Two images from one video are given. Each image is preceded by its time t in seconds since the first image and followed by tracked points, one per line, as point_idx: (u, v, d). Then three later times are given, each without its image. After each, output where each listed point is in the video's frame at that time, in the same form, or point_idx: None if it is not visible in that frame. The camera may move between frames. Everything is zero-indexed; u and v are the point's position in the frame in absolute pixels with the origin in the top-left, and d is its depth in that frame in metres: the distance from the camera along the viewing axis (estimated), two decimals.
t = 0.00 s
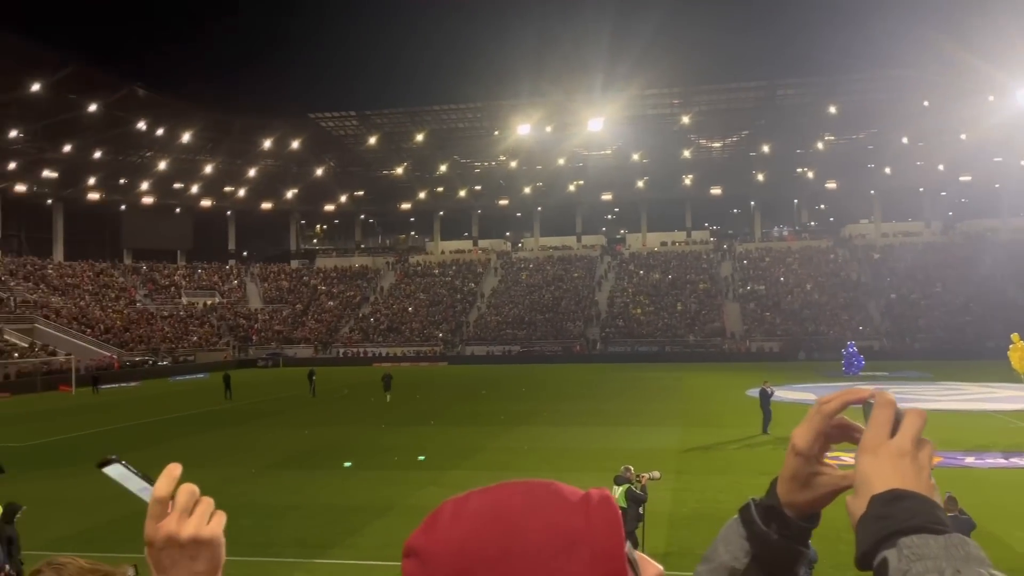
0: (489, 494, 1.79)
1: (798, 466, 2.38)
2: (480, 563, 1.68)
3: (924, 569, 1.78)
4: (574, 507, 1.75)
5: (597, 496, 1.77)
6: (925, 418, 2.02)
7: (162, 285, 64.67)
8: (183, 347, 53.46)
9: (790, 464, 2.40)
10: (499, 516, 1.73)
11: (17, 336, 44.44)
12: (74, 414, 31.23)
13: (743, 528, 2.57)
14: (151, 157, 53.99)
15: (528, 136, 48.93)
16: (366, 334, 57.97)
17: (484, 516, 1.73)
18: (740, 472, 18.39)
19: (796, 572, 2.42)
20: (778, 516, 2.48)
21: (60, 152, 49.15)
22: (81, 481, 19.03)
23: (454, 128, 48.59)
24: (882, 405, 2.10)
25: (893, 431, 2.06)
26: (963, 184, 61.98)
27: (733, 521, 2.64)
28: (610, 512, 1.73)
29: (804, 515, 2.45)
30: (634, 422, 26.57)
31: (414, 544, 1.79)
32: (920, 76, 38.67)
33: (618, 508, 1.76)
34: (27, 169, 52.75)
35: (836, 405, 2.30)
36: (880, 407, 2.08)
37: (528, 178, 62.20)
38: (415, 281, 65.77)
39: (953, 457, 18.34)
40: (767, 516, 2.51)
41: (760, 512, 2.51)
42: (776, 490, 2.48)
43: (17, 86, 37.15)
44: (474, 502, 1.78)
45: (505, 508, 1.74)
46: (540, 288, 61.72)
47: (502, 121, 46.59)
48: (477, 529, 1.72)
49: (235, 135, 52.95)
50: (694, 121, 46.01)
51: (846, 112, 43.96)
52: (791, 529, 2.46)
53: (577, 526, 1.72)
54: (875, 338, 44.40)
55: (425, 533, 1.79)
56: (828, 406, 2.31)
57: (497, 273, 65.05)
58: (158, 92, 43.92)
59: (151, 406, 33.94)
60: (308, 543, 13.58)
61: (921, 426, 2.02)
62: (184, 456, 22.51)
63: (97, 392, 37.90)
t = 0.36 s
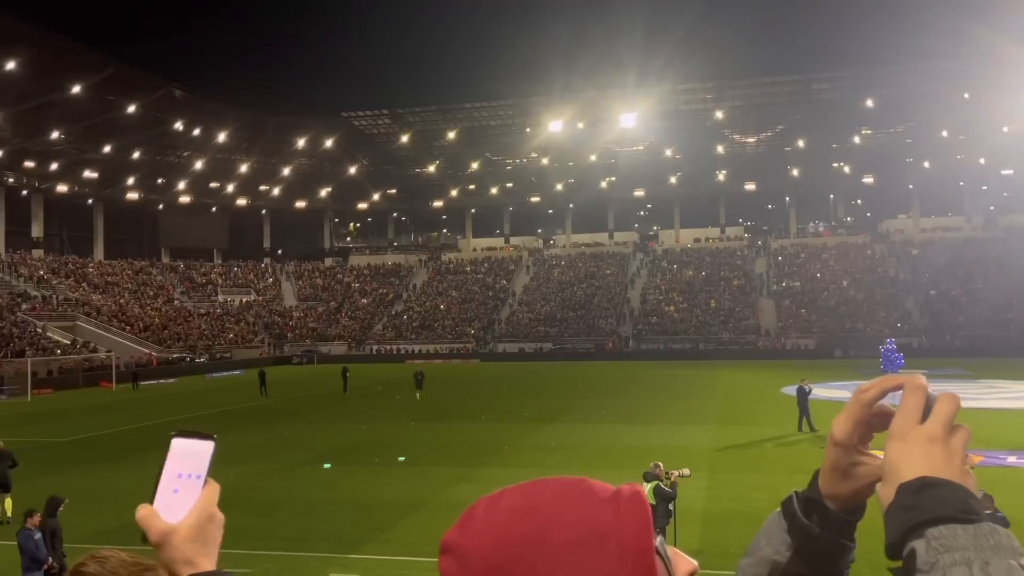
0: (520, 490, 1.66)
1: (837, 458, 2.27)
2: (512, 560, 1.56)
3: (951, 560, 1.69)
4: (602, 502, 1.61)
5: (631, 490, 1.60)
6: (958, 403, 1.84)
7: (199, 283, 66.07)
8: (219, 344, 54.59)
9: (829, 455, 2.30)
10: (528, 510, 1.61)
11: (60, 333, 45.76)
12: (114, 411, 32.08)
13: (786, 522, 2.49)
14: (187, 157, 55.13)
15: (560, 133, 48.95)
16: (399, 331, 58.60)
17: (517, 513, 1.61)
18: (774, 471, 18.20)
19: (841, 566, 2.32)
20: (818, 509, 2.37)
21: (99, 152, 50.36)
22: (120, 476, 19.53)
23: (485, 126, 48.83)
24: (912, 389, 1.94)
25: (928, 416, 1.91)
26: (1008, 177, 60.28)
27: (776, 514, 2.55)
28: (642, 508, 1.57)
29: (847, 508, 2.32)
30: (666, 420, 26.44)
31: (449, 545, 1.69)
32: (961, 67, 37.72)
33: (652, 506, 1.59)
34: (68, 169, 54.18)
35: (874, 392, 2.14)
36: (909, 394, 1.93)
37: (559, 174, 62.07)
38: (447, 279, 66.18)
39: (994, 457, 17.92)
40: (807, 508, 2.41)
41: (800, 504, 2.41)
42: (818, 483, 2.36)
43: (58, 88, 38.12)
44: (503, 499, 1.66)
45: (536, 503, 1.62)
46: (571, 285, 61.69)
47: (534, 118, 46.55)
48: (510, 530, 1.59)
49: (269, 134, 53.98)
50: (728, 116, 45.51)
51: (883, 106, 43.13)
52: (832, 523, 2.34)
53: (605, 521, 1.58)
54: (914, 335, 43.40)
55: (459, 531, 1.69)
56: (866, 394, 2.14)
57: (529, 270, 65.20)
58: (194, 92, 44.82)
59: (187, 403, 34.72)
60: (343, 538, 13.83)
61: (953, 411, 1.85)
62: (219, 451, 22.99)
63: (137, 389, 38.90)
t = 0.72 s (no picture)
0: (558, 487, 1.69)
1: (886, 444, 2.08)
2: (552, 555, 1.60)
3: (993, 551, 1.54)
4: (639, 496, 1.63)
5: (667, 483, 1.63)
6: (1005, 380, 1.66)
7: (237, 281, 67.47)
8: (256, 342, 55.68)
9: (877, 441, 2.11)
10: (568, 504, 1.64)
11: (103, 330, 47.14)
12: (155, 407, 32.97)
13: (835, 511, 2.27)
14: (225, 157, 56.32)
15: (594, 129, 48.90)
16: (433, 328, 59.13)
17: (553, 508, 1.64)
18: (812, 469, 17.94)
19: (892, 559, 2.12)
20: (869, 498, 2.16)
21: (140, 152, 51.69)
22: (160, 471, 20.11)
23: (519, 123, 49.00)
24: (954, 367, 1.77)
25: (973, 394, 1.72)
26: None
27: (826, 502, 2.33)
28: (677, 500, 1.59)
29: (900, 497, 2.12)
30: (702, 417, 26.22)
31: (488, 540, 1.73)
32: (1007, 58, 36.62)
33: (689, 498, 1.62)
34: (111, 170, 55.73)
35: (924, 373, 1.95)
36: (951, 373, 1.76)
37: (592, 171, 61.96)
38: (480, 276, 66.54)
39: None
40: (858, 498, 2.19)
41: (850, 493, 2.20)
42: (869, 470, 2.16)
43: (101, 91, 39.24)
44: (539, 497, 1.69)
45: (574, 497, 1.65)
46: (604, 282, 61.61)
47: (566, 114, 46.56)
48: (545, 526, 1.63)
49: (304, 134, 54.91)
50: (763, 110, 44.94)
51: (923, 99, 42.19)
52: (884, 514, 2.14)
53: (642, 515, 1.61)
54: (956, 332, 42.33)
55: (498, 526, 1.73)
56: (915, 375, 1.96)
57: (563, 267, 65.33)
58: (230, 93, 45.76)
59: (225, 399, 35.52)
60: (378, 533, 14.10)
61: (998, 388, 1.65)
62: (256, 447, 23.52)
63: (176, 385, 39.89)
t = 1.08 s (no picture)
0: (596, 488, 1.72)
1: (936, 443, 2.13)
2: (591, 556, 1.63)
3: None
4: (676, 497, 1.66)
5: (704, 484, 1.66)
6: None
7: (271, 280, 68.61)
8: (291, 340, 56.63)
9: (927, 440, 2.15)
10: (607, 504, 1.68)
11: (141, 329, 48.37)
12: (191, 404, 33.78)
13: (882, 511, 2.33)
14: (259, 157, 57.36)
15: (624, 126, 48.66)
16: (464, 326, 59.49)
17: (590, 509, 1.68)
18: (847, 468, 17.76)
19: (940, 557, 2.17)
20: (917, 498, 2.20)
21: (177, 153, 52.91)
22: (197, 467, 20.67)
23: (549, 121, 48.95)
24: (1000, 367, 1.85)
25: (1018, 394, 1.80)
26: None
27: (874, 503, 2.38)
28: (717, 502, 1.62)
29: (947, 497, 2.16)
30: (735, 415, 26.01)
31: (525, 541, 1.77)
32: None
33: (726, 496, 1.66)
34: (149, 171, 57.11)
35: (972, 371, 2.01)
36: (998, 372, 1.84)
37: (623, 167, 61.52)
38: (511, 274, 66.68)
39: None
40: (906, 497, 2.24)
41: (898, 492, 2.25)
42: (917, 470, 2.21)
43: (140, 93, 40.23)
44: (579, 496, 1.73)
45: (614, 498, 1.69)
46: (635, 279, 61.27)
47: (597, 111, 46.31)
48: (583, 527, 1.66)
49: (336, 134, 55.67)
50: (797, 105, 44.29)
51: (963, 90, 41.14)
52: (932, 515, 2.18)
53: (679, 516, 1.64)
54: (998, 329, 41.21)
55: (535, 528, 1.77)
56: (963, 375, 2.02)
57: (594, 264, 65.13)
58: (264, 95, 46.58)
59: (259, 396, 36.22)
60: (411, 530, 14.35)
61: None
62: (291, 444, 24.02)
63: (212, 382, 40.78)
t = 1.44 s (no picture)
0: (637, 488, 1.60)
1: (989, 445, 1.99)
2: (631, 559, 1.49)
3: None
4: (719, 496, 1.53)
5: (749, 485, 1.51)
6: None
7: (304, 279, 69.64)
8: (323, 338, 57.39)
9: (981, 442, 2.01)
10: (646, 507, 1.54)
11: (177, 328, 49.48)
12: (226, 402, 34.52)
13: (932, 515, 2.12)
14: (291, 158, 58.28)
15: (655, 123, 48.45)
16: (494, 325, 59.78)
17: (630, 508, 1.55)
18: (885, 468, 17.41)
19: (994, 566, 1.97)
20: (969, 501, 2.01)
21: (210, 155, 53.99)
22: (232, 464, 21.17)
23: (578, 119, 48.95)
24: None
25: None
26: None
27: (922, 506, 2.19)
28: (760, 500, 1.50)
29: (1003, 501, 1.97)
30: (768, 415, 25.68)
31: (563, 542, 1.64)
32: None
33: (771, 500, 1.52)
34: (184, 173, 58.36)
35: None
36: None
37: (654, 165, 61.26)
38: (541, 273, 66.81)
39: None
40: (957, 501, 2.05)
41: (948, 496, 2.05)
42: (970, 471, 2.04)
43: (176, 97, 41.30)
44: (620, 495, 1.60)
45: (653, 499, 1.55)
46: (666, 277, 60.89)
47: (627, 109, 46.27)
48: (623, 528, 1.53)
49: (366, 134, 56.30)
50: (830, 100, 43.70)
51: (1003, 82, 40.12)
52: (987, 520, 1.99)
53: (724, 516, 1.51)
54: None
55: (573, 530, 1.63)
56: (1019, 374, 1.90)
57: (624, 263, 64.90)
58: (295, 97, 47.36)
59: (292, 395, 36.87)
60: (441, 529, 14.50)
61: None
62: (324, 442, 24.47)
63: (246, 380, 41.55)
